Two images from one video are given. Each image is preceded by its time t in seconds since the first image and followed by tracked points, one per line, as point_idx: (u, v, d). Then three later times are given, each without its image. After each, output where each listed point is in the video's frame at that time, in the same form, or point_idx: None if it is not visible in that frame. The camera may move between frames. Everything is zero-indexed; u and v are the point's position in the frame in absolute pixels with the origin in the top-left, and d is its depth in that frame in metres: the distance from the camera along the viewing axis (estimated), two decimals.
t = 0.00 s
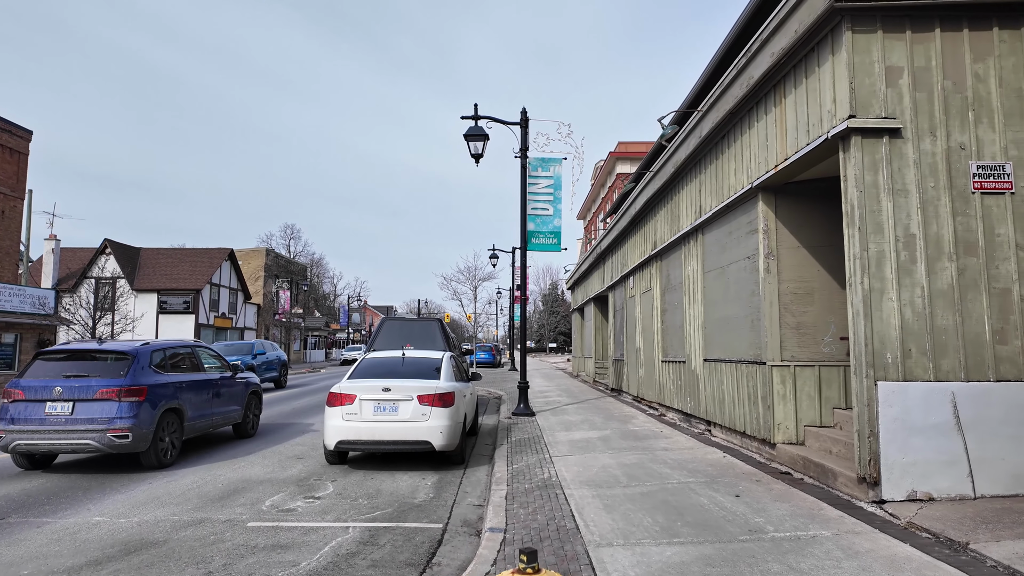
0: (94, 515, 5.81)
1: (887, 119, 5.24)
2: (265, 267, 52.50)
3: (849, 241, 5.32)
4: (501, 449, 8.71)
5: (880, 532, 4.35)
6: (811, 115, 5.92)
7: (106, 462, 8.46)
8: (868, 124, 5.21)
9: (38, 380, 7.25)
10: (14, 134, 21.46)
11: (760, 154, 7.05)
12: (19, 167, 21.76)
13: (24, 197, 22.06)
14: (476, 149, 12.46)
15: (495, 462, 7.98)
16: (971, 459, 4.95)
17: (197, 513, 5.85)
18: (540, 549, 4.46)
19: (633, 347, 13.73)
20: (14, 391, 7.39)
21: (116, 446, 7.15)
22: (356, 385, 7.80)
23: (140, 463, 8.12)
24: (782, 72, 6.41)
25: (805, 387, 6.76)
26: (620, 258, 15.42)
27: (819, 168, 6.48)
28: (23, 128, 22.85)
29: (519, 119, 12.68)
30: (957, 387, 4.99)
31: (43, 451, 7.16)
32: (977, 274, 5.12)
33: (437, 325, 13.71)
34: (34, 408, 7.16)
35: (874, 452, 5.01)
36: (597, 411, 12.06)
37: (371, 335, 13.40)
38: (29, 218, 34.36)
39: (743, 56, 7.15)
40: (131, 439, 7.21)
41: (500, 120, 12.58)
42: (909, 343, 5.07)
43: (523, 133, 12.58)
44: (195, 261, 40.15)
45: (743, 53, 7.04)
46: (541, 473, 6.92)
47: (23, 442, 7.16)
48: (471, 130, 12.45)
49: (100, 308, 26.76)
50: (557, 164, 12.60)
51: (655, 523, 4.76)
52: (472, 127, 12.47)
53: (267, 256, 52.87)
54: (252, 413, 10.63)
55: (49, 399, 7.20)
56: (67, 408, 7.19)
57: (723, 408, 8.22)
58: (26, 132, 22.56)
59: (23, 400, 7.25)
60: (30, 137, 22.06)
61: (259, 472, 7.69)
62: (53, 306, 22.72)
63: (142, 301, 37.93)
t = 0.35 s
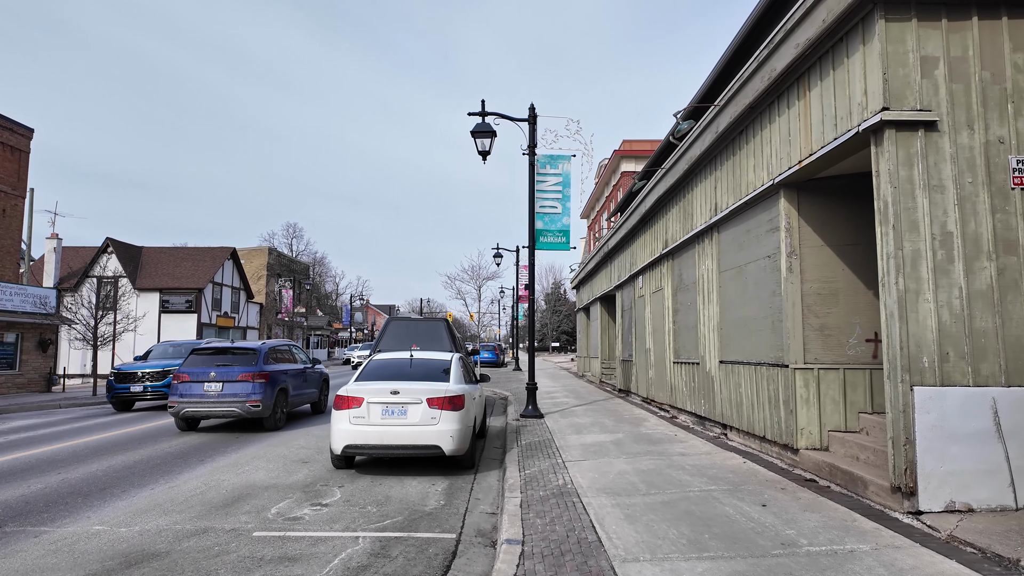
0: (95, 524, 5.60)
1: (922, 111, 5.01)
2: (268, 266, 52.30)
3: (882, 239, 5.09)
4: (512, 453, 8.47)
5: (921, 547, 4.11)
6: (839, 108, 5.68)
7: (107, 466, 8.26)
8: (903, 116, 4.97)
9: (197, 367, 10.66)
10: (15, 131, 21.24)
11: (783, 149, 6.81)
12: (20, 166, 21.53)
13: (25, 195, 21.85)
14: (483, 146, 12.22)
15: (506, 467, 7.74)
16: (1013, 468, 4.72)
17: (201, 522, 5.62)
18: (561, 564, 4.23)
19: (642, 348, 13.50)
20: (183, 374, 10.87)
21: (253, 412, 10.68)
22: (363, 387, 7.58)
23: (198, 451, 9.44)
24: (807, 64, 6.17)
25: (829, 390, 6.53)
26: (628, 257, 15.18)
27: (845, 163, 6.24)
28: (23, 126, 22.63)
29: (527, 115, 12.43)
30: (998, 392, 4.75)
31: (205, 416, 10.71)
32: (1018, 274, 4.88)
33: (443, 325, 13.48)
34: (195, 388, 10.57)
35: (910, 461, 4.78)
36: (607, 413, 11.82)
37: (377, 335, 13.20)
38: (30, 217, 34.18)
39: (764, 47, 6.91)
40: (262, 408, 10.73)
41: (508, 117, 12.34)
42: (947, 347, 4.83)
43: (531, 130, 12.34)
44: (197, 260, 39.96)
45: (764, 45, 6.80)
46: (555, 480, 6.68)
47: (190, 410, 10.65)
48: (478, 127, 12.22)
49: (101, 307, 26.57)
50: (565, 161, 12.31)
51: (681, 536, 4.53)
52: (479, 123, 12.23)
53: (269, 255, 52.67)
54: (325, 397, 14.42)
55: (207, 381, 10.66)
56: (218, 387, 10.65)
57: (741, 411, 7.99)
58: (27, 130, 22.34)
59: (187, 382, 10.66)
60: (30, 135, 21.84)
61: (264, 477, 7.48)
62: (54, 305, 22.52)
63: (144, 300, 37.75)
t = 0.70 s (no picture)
0: (104, 529, 5.41)
1: (972, 96, 4.73)
2: (277, 265, 52.32)
3: (929, 232, 4.82)
4: (530, 455, 8.23)
5: (980, 559, 3.85)
6: (880, 95, 5.41)
7: (117, 467, 8.09)
8: (952, 101, 4.69)
9: (290, 360, 14.38)
10: (25, 130, 21.16)
11: (815, 140, 6.53)
12: (30, 164, 21.45)
13: (35, 194, 21.77)
14: (496, 141, 11.97)
15: (525, 469, 7.49)
16: None
17: (213, 527, 5.42)
18: None
19: (659, 347, 13.22)
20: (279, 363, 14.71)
21: (332, 393, 14.31)
22: (378, 387, 7.35)
23: (209, 450, 9.28)
24: (844, 49, 5.91)
25: (865, 391, 6.25)
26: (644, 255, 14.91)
27: (882, 154, 5.97)
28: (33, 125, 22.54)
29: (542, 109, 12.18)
30: None
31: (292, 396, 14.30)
32: None
33: (457, 324, 13.27)
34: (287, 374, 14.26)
35: (961, 466, 4.50)
36: (624, 414, 11.56)
37: (389, 334, 13.01)
38: (42, 216, 34.24)
39: (795, 33, 6.64)
40: (338, 389, 14.38)
41: (522, 111, 12.10)
42: (1000, 345, 4.55)
43: (546, 124, 12.07)
44: (207, 259, 39.96)
45: (796, 31, 6.52)
46: (578, 483, 6.43)
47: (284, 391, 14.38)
48: (491, 121, 11.98)
49: (112, 306, 26.52)
50: (581, 156, 11.96)
51: (719, 546, 4.27)
52: (493, 118, 12.00)
53: (278, 254, 52.68)
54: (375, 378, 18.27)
55: (296, 369, 14.35)
56: (305, 373, 14.29)
57: (768, 413, 7.72)
58: (38, 128, 22.27)
59: (282, 370, 14.35)
60: (40, 133, 21.77)
61: (277, 479, 7.28)
62: (65, 304, 22.44)
63: (154, 299, 37.76)
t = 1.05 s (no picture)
0: (129, 536, 5.25)
1: None
2: (300, 265, 52.65)
3: (999, 226, 4.48)
4: (561, 458, 7.96)
5: None
6: (940, 79, 5.07)
7: (143, 469, 7.99)
8: None
9: (361, 356, 17.24)
10: (53, 132, 21.36)
11: (864, 130, 6.19)
12: (58, 166, 21.66)
13: (63, 196, 21.98)
14: (522, 137, 11.69)
15: (558, 474, 7.22)
16: None
17: (240, 535, 5.25)
18: None
19: (689, 347, 12.88)
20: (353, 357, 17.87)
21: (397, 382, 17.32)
22: (406, 389, 7.13)
23: (235, 452, 9.17)
24: (899, 32, 5.57)
25: (921, 395, 5.89)
26: (672, 253, 14.56)
27: (939, 143, 5.63)
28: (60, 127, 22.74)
29: (568, 105, 11.89)
30: None
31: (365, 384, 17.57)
32: None
33: (482, 324, 13.00)
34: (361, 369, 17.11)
35: None
36: (654, 416, 11.25)
37: (413, 335, 12.80)
38: (70, 218, 34.71)
39: (843, 17, 6.30)
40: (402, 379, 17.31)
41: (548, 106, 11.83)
42: None
43: (572, 119, 11.74)
44: (231, 259, 40.28)
45: (844, 14, 6.18)
46: (615, 490, 6.14)
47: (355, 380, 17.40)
48: (517, 117, 11.71)
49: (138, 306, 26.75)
50: (609, 152, 11.68)
51: (776, 563, 3.98)
52: (518, 114, 11.72)
53: (301, 254, 52.98)
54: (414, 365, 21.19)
55: (367, 364, 17.21)
56: (375, 367, 17.15)
57: (812, 416, 7.38)
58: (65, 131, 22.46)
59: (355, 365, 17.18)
60: (68, 136, 21.96)
61: (303, 483, 7.10)
62: (93, 305, 22.64)
63: (179, 300, 38.14)
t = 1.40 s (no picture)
0: (172, 539, 5.17)
1: None
2: (334, 266, 53.19)
3: None
4: (606, 462, 7.69)
5: None
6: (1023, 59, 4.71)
7: (184, 470, 7.97)
8: None
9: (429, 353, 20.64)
10: (96, 137, 21.81)
11: (933, 116, 5.82)
12: (100, 170, 22.13)
13: (105, 199, 22.42)
14: (559, 133, 11.42)
15: (604, 479, 6.96)
16: None
17: (284, 539, 5.13)
18: None
19: (732, 347, 12.48)
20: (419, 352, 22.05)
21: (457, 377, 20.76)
22: (447, 390, 6.93)
23: (273, 452, 9.12)
24: (974, 10, 5.21)
25: (998, 399, 5.50)
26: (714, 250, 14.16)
27: (1019, 129, 5.25)
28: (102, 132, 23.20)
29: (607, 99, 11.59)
30: None
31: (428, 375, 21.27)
32: None
33: (518, 323, 12.68)
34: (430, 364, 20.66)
35: None
36: (698, 419, 10.92)
37: (449, 335, 12.60)
38: (112, 221, 35.53)
39: None
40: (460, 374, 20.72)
41: (586, 101, 11.55)
42: None
43: (611, 113, 11.43)
44: (266, 261, 40.85)
45: None
46: (668, 497, 5.87)
47: (421, 373, 20.90)
48: (555, 112, 11.43)
49: (178, 307, 27.21)
50: (649, 147, 11.35)
51: None
52: (556, 109, 11.45)
53: (334, 255, 53.51)
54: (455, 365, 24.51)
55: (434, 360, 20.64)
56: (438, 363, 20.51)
57: (873, 421, 7.00)
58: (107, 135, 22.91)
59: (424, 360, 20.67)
60: (110, 140, 22.41)
61: (344, 486, 6.99)
62: (135, 305, 23.06)
63: (217, 301, 38.79)
